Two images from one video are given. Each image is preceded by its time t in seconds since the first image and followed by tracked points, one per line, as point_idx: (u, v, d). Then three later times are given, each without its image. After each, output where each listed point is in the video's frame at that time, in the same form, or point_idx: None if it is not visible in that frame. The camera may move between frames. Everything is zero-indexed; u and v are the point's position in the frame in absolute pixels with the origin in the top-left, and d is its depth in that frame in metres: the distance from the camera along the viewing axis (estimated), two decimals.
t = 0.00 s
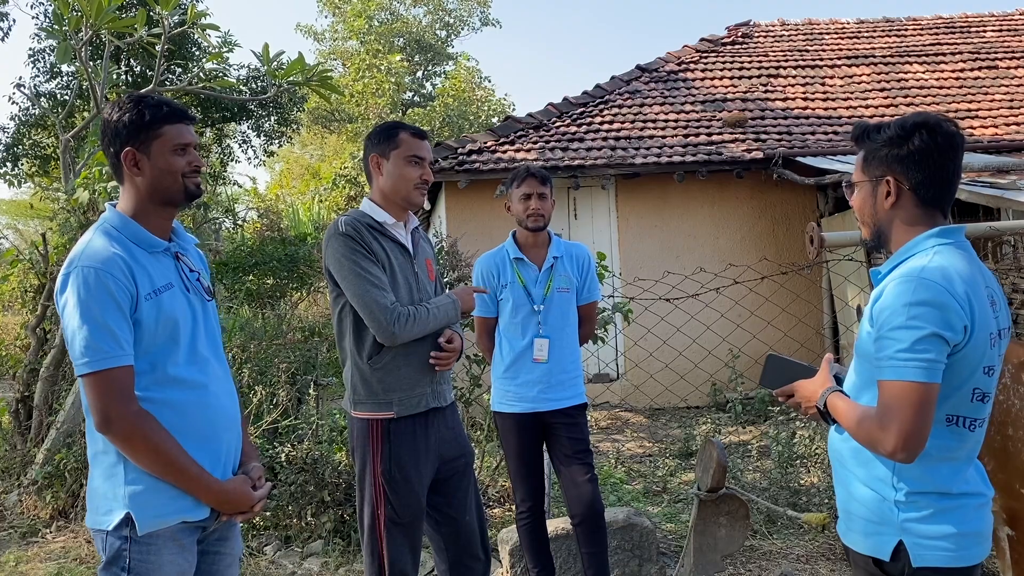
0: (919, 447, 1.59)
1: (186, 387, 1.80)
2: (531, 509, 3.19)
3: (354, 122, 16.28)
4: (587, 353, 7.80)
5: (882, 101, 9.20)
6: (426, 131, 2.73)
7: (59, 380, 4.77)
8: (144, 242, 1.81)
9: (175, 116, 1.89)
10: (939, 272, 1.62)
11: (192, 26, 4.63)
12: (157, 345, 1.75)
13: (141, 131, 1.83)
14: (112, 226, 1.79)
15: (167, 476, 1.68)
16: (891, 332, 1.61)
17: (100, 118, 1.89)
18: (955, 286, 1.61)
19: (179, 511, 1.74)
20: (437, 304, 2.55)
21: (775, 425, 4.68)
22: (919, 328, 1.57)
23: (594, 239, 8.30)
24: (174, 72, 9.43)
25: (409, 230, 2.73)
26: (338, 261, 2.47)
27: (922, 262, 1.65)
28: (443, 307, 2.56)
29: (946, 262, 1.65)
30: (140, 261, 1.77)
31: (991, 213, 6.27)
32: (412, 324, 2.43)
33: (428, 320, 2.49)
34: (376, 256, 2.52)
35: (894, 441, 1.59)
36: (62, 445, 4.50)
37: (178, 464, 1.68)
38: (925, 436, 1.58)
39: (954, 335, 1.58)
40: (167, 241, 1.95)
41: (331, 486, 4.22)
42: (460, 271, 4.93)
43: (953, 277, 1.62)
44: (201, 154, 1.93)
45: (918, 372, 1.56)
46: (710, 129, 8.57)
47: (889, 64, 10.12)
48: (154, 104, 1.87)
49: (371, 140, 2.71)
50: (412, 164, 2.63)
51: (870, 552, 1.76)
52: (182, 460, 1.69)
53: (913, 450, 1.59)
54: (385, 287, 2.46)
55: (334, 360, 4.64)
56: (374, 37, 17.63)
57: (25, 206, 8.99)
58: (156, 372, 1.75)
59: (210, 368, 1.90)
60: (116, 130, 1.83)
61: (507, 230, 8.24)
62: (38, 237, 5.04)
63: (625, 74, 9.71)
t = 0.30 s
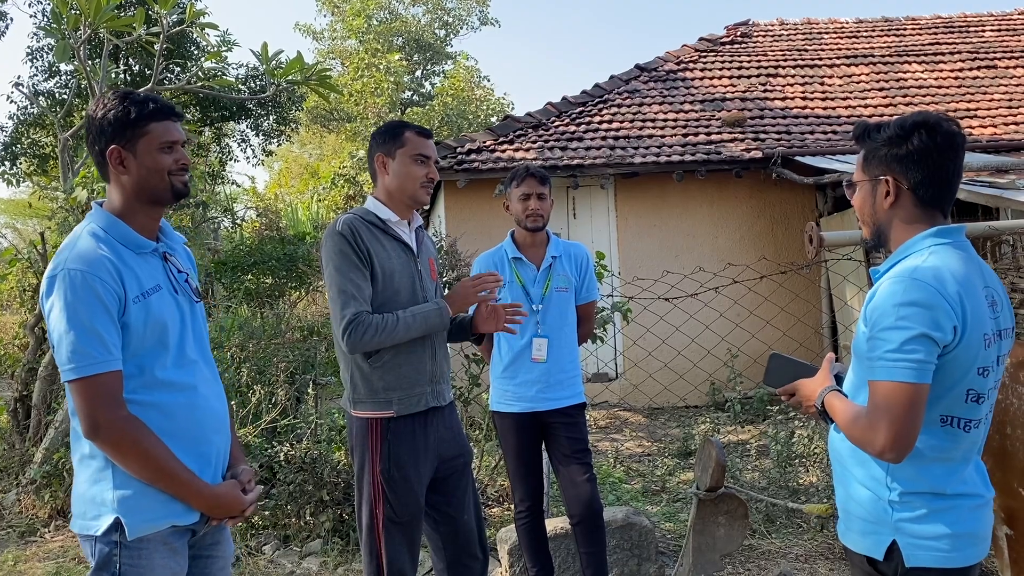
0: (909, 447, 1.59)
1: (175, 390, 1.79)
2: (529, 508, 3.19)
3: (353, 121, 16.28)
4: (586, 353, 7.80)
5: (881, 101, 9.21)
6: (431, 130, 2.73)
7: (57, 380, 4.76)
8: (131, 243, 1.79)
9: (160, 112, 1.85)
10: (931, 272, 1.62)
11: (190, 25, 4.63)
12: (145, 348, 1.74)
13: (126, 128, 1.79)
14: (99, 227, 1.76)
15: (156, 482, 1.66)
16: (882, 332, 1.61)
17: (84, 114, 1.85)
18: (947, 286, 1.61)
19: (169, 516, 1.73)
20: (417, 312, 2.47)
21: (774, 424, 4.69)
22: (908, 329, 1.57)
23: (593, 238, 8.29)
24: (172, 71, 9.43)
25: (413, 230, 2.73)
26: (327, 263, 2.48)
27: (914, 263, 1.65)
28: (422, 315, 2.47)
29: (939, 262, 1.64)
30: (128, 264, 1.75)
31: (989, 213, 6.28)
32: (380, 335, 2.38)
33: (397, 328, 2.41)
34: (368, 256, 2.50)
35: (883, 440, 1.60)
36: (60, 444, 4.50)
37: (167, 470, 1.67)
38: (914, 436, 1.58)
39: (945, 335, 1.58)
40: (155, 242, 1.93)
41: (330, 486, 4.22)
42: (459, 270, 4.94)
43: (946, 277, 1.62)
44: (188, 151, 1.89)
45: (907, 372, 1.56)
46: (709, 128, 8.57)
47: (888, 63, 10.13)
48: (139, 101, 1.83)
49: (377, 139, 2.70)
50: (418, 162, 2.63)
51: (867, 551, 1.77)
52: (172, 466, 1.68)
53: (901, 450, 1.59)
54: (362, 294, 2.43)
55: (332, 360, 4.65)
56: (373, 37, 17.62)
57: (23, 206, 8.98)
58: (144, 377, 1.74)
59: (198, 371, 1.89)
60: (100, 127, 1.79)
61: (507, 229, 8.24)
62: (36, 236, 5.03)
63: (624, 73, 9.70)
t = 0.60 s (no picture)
0: (902, 447, 1.60)
1: (163, 395, 1.79)
2: (529, 507, 3.19)
3: (352, 120, 16.28)
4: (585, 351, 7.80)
5: (880, 100, 9.21)
6: (433, 128, 2.72)
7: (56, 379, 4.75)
8: (117, 245, 1.78)
9: (145, 112, 1.84)
10: (926, 272, 1.61)
11: (189, 24, 4.61)
12: (133, 354, 1.73)
13: (111, 128, 1.78)
14: (84, 227, 1.75)
15: (146, 491, 1.66)
16: (876, 331, 1.62)
17: (67, 114, 1.83)
18: (941, 287, 1.61)
19: (160, 524, 1.72)
20: (405, 320, 2.43)
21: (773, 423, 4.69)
22: (899, 329, 1.58)
23: (592, 237, 8.30)
24: (171, 70, 9.42)
25: (415, 229, 2.73)
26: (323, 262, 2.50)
27: (908, 264, 1.65)
28: (409, 323, 2.43)
29: (935, 262, 1.64)
30: (116, 268, 1.74)
31: (988, 212, 6.28)
32: (364, 343, 2.38)
33: (382, 334, 2.40)
34: (364, 256, 2.50)
35: (875, 440, 1.61)
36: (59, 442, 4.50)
37: (158, 478, 1.66)
38: (906, 437, 1.58)
39: (937, 336, 1.58)
40: (141, 244, 1.92)
41: (329, 485, 4.21)
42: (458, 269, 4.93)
43: (941, 277, 1.62)
44: (173, 151, 1.88)
45: (900, 373, 1.56)
46: (708, 127, 8.57)
47: (887, 63, 10.13)
48: (123, 100, 1.82)
49: (379, 137, 2.70)
50: (419, 162, 2.63)
51: (864, 552, 1.77)
52: (163, 473, 1.67)
53: (893, 451, 1.60)
54: (353, 297, 2.43)
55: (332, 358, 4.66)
56: (372, 35, 17.61)
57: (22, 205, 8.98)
58: (133, 382, 1.73)
59: (185, 376, 1.89)
60: (84, 127, 1.78)
61: (507, 227, 8.23)
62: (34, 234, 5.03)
63: (623, 72, 9.70)
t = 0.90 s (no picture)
0: (904, 447, 1.59)
1: (156, 395, 1.78)
2: (528, 506, 3.18)
3: (351, 119, 16.26)
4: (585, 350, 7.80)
5: (880, 99, 9.21)
6: (432, 125, 2.72)
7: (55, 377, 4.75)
8: (107, 242, 1.77)
9: (134, 107, 1.83)
10: (930, 271, 1.61)
11: (189, 22, 4.60)
12: (125, 353, 1.73)
13: (99, 123, 1.77)
14: (72, 224, 1.74)
15: (141, 493, 1.65)
16: (878, 330, 1.62)
17: (53, 108, 1.82)
18: (945, 285, 1.60)
19: (155, 526, 1.72)
20: (411, 323, 2.44)
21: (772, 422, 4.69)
22: (902, 328, 1.57)
23: (592, 236, 8.29)
24: (170, 68, 9.41)
25: (418, 226, 2.74)
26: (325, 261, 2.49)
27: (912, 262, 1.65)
28: (416, 327, 2.44)
29: (940, 261, 1.64)
30: (108, 266, 1.73)
31: (988, 211, 6.28)
32: (371, 344, 2.37)
33: (388, 337, 2.40)
34: (368, 255, 2.49)
35: (876, 439, 1.60)
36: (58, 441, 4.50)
37: (153, 479, 1.66)
38: (909, 437, 1.58)
39: (941, 335, 1.57)
40: (129, 241, 1.91)
41: (329, 483, 4.20)
42: (457, 268, 4.93)
43: (946, 275, 1.61)
44: (163, 146, 1.88)
45: (902, 372, 1.56)
46: (708, 126, 8.57)
47: (887, 61, 10.12)
48: (111, 95, 1.81)
49: (378, 134, 2.69)
50: (422, 161, 2.63)
51: (867, 553, 1.77)
52: (159, 475, 1.67)
53: (896, 451, 1.59)
54: (357, 297, 2.43)
55: (332, 357, 4.69)
56: (371, 34, 17.59)
57: (22, 202, 8.98)
58: (125, 382, 1.72)
59: (178, 375, 1.88)
60: (72, 122, 1.77)
61: (507, 226, 8.23)
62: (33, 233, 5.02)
63: (623, 71, 9.69)
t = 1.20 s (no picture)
0: (919, 449, 1.59)
1: (149, 396, 1.78)
2: (527, 505, 3.18)
3: (350, 117, 16.25)
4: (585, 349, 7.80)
5: (879, 98, 9.20)
6: (425, 125, 2.70)
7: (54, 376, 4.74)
8: (101, 243, 1.77)
9: (132, 106, 1.83)
10: (945, 270, 1.61)
11: (188, 20, 4.60)
12: (118, 354, 1.72)
13: (97, 122, 1.77)
14: (65, 224, 1.73)
15: (133, 494, 1.65)
16: (893, 330, 1.61)
17: (50, 106, 1.82)
18: (960, 283, 1.60)
19: (147, 528, 1.71)
20: (429, 310, 2.46)
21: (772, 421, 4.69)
22: (918, 327, 1.57)
23: (592, 234, 8.30)
24: (170, 66, 9.41)
25: (417, 225, 2.73)
26: (333, 262, 2.48)
27: (925, 261, 1.64)
28: (437, 311, 2.46)
29: (955, 260, 1.63)
30: (101, 267, 1.73)
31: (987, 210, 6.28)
32: (397, 333, 2.38)
33: (413, 325, 2.42)
34: (374, 253, 2.49)
35: (892, 441, 1.60)
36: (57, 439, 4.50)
37: (144, 480, 1.66)
38: (924, 439, 1.58)
39: (957, 335, 1.57)
40: (123, 240, 1.90)
41: (328, 482, 4.19)
42: (456, 266, 4.93)
43: (961, 273, 1.61)
44: (159, 146, 1.87)
45: (918, 372, 1.56)
46: (708, 124, 8.56)
47: (887, 60, 10.12)
48: (109, 94, 1.81)
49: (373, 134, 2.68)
50: (416, 163, 2.62)
51: (874, 556, 1.78)
52: (151, 477, 1.67)
53: (910, 453, 1.59)
54: (373, 291, 2.43)
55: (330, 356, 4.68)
56: (371, 32, 17.57)
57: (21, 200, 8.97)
58: (118, 383, 1.72)
59: (171, 376, 1.88)
60: (68, 121, 1.77)
61: (508, 224, 8.24)
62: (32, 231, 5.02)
63: (623, 69, 9.68)
